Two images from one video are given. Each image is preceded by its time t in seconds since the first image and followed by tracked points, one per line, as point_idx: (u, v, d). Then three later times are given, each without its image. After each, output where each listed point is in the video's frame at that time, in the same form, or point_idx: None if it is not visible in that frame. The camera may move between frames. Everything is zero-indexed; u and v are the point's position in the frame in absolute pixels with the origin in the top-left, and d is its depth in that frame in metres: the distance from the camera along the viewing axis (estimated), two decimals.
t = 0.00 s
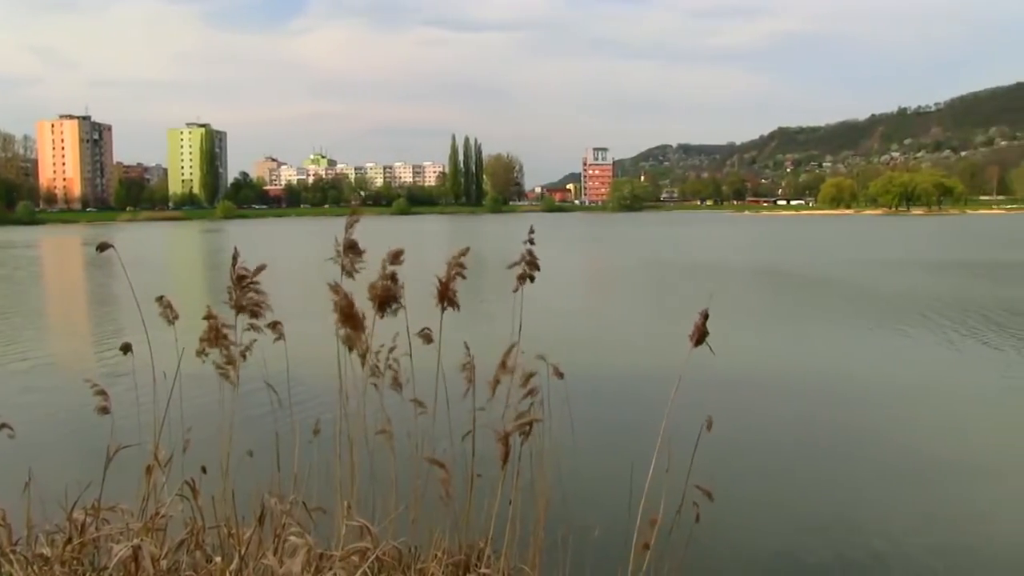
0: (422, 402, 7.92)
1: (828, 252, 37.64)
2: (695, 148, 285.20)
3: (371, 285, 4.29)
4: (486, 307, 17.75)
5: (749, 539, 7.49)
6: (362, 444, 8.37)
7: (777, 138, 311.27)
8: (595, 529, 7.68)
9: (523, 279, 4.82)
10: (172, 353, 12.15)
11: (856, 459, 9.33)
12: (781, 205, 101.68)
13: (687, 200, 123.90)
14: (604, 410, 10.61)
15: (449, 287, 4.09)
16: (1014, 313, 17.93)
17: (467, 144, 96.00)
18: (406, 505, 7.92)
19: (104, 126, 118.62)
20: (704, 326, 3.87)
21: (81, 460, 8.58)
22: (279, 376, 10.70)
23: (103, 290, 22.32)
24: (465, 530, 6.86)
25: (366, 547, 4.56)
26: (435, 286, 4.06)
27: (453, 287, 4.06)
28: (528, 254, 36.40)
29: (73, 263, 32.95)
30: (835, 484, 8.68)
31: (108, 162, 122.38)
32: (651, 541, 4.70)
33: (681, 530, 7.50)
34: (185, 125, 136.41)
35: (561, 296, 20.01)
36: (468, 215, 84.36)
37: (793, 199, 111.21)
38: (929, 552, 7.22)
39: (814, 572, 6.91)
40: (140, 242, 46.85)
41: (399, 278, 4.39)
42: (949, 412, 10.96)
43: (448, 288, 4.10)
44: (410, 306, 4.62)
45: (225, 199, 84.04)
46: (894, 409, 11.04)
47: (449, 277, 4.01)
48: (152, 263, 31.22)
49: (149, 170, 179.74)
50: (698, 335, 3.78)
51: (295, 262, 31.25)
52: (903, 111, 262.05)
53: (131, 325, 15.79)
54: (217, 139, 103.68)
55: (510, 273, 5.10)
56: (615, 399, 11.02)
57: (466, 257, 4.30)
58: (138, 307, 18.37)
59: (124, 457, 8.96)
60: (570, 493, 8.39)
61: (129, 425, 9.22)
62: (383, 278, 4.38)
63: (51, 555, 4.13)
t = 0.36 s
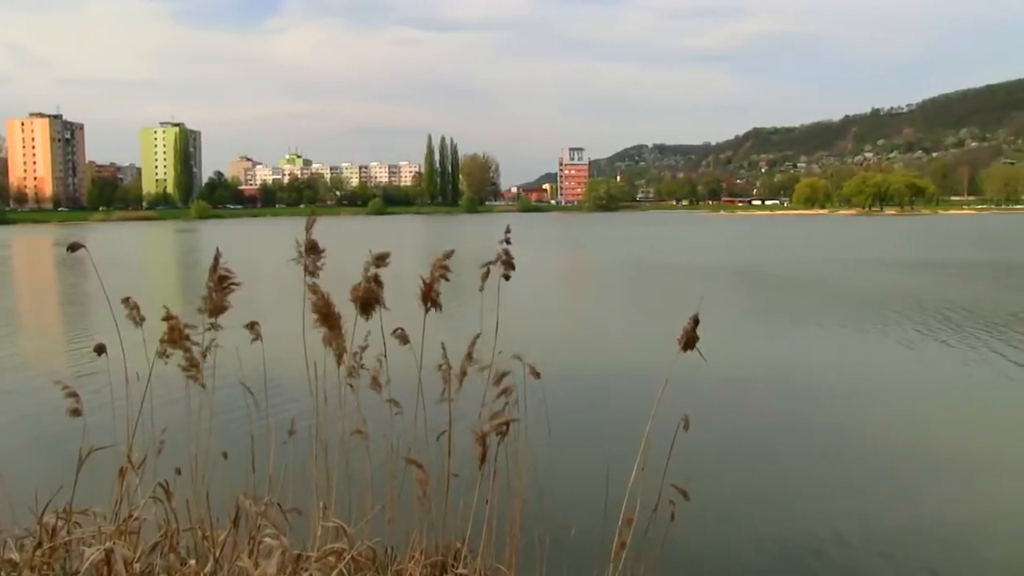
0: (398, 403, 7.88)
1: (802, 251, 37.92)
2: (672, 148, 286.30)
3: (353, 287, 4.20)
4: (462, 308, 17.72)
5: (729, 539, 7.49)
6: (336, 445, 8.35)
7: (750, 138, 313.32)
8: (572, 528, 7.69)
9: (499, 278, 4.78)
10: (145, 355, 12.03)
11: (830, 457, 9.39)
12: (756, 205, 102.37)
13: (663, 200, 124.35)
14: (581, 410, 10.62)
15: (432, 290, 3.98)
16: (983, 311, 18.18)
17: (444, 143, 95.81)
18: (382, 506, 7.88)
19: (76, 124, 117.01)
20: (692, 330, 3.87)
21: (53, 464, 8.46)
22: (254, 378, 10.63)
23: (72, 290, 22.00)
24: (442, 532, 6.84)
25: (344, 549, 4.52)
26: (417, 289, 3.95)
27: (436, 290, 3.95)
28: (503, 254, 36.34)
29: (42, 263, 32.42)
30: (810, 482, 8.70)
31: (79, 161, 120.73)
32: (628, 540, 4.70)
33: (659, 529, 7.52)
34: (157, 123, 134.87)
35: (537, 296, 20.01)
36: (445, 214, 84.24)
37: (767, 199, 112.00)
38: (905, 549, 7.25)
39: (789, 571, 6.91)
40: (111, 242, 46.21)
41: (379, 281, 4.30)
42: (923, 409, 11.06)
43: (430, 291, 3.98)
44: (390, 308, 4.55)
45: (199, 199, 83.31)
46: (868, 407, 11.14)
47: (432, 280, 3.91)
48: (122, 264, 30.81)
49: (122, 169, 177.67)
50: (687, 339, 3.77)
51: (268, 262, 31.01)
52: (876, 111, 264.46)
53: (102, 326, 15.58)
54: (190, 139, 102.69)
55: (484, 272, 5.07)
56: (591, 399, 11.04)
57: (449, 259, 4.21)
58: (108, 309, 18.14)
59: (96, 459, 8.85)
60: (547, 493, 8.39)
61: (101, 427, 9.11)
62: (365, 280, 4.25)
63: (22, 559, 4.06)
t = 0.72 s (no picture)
0: (375, 403, 7.85)
1: (778, 251, 38.09)
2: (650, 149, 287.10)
3: (331, 287, 4.20)
4: (439, 308, 17.67)
5: (708, 539, 7.51)
6: (313, 445, 8.32)
7: (727, 138, 314.84)
8: (549, 529, 7.70)
9: (474, 277, 4.77)
10: (119, 356, 11.92)
11: (808, 457, 9.42)
12: (732, 205, 102.83)
13: (640, 200, 124.67)
14: (558, 411, 10.61)
15: (403, 289, 3.96)
16: (955, 310, 18.38)
17: (422, 143, 95.57)
18: (360, 507, 7.84)
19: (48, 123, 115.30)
20: (677, 333, 3.82)
21: (26, 468, 8.36)
22: (231, 379, 10.57)
23: (41, 291, 21.64)
24: (420, 533, 6.81)
25: (322, 550, 4.49)
26: (389, 288, 3.94)
27: (408, 288, 3.94)
28: (478, 254, 36.20)
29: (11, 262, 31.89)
30: (788, 482, 8.72)
31: (52, 159, 119.21)
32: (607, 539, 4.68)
33: (637, 528, 7.52)
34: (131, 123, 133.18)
35: (513, 296, 19.96)
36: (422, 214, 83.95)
37: (744, 199, 112.54)
38: (882, 547, 7.29)
39: (767, 571, 6.93)
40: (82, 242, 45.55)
41: (351, 280, 4.29)
42: (897, 408, 11.16)
43: (403, 290, 3.97)
44: (365, 308, 4.53)
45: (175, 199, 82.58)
46: (843, 406, 11.20)
47: (404, 279, 3.90)
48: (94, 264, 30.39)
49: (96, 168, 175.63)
50: (671, 343, 3.73)
51: (243, 263, 30.75)
52: (851, 113, 266.77)
53: (74, 327, 15.38)
54: (165, 138, 101.54)
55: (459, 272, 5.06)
56: (568, 399, 11.04)
57: (421, 258, 4.20)
58: (79, 310, 17.92)
59: (70, 462, 8.75)
60: (524, 493, 8.38)
61: (74, 430, 9.01)
62: (341, 279, 4.23)
63: None
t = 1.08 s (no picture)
0: (352, 404, 7.83)
1: (756, 250, 38.27)
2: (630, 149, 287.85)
3: (295, 287, 4.19)
4: (419, 309, 17.62)
5: (688, 539, 7.52)
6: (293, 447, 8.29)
7: (706, 138, 316.32)
8: (528, 529, 7.70)
9: (452, 278, 4.75)
10: (96, 358, 11.82)
11: (788, 456, 9.46)
12: (709, 205, 103.33)
13: (619, 200, 124.99)
14: (539, 412, 10.61)
15: (369, 288, 3.96)
16: (929, 309, 18.56)
17: (401, 143, 95.28)
18: (338, 508, 7.81)
19: (21, 123, 113.82)
20: (655, 333, 3.79)
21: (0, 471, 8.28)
22: (209, 381, 10.50)
23: (14, 292, 21.35)
24: (398, 534, 6.79)
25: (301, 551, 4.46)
26: (355, 287, 3.94)
27: (374, 286, 3.93)
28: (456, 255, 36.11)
29: None
30: (769, 481, 8.76)
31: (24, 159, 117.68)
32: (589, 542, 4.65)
33: (616, 529, 7.53)
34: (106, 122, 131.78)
35: (492, 297, 19.92)
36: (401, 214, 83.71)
37: (722, 199, 113.09)
38: (866, 546, 7.31)
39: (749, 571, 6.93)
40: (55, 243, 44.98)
41: (319, 279, 4.28)
42: (875, 407, 11.24)
43: (368, 289, 3.97)
44: (338, 308, 4.51)
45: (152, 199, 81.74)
46: (824, 405, 11.26)
47: (369, 278, 3.89)
48: (66, 265, 30.02)
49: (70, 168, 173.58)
50: (651, 344, 3.71)
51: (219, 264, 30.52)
52: (828, 113, 268.83)
53: (49, 328, 15.22)
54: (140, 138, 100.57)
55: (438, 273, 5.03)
56: (549, 400, 11.04)
57: (386, 257, 4.19)
58: (53, 312, 17.67)
59: (45, 465, 8.67)
60: (503, 494, 8.38)
61: (49, 433, 8.93)
62: (306, 279, 4.23)
63: None
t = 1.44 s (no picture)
0: (329, 404, 7.80)
1: (730, 250, 38.47)
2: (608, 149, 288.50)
3: (265, 287, 4.18)
4: (395, 309, 17.57)
5: (664, 538, 7.56)
6: (269, 449, 8.25)
7: (683, 139, 317.75)
8: (504, 529, 7.71)
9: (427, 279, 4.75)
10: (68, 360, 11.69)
11: (764, 455, 9.53)
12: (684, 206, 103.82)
13: (595, 200, 125.30)
14: (517, 412, 10.61)
15: (336, 288, 3.97)
16: (900, 309, 18.73)
17: (377, 143, 94.96)
18: (314, 509, 7.78)
19: None
20: (633, 331, 3.80)
21: None
22: (184, 382, 10.41)
23: None
24: (374, 535, 6.78)
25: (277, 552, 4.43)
26: (322, 286, 3.95)
27: (340, 286, 3.95)
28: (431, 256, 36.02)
29: None
30: (746, 480, 8.81)
31: None
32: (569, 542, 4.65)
33: (593, 528, 7.55)
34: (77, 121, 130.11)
35: (467, 297, 19.89)
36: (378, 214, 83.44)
37: (698, 199, 113.64)
38: (842, 546, 7.35)
39: (727, 572, 6.94)
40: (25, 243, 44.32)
41: (291, 279, 4.27)
42: (850, 406, 11.34)
43: (335, 289, 3.98)
44: (310, 307, 4.50)
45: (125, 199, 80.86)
46: (800, 404, 11.35)
47: (335, 278, 3.91)
48: (34, 266, 29.59)
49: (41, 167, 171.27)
50: (627, 342, 3.72)
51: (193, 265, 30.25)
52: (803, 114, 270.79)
53: (19, 330, 15.00)
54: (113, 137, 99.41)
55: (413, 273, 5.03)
56: (527, 400, 11.05)
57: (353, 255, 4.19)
58: (22, 313, 17.42)
59: (17, 467, 8.56)
60: (480, 494, 8.39)
61: (21, 436, 8.82)
62: (275, 279, 4.22)
63: None
